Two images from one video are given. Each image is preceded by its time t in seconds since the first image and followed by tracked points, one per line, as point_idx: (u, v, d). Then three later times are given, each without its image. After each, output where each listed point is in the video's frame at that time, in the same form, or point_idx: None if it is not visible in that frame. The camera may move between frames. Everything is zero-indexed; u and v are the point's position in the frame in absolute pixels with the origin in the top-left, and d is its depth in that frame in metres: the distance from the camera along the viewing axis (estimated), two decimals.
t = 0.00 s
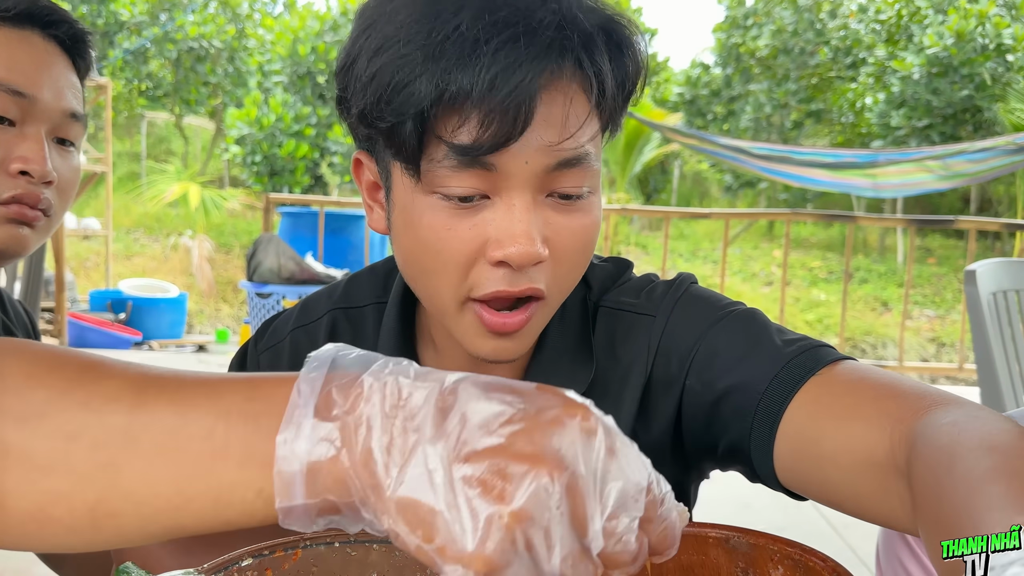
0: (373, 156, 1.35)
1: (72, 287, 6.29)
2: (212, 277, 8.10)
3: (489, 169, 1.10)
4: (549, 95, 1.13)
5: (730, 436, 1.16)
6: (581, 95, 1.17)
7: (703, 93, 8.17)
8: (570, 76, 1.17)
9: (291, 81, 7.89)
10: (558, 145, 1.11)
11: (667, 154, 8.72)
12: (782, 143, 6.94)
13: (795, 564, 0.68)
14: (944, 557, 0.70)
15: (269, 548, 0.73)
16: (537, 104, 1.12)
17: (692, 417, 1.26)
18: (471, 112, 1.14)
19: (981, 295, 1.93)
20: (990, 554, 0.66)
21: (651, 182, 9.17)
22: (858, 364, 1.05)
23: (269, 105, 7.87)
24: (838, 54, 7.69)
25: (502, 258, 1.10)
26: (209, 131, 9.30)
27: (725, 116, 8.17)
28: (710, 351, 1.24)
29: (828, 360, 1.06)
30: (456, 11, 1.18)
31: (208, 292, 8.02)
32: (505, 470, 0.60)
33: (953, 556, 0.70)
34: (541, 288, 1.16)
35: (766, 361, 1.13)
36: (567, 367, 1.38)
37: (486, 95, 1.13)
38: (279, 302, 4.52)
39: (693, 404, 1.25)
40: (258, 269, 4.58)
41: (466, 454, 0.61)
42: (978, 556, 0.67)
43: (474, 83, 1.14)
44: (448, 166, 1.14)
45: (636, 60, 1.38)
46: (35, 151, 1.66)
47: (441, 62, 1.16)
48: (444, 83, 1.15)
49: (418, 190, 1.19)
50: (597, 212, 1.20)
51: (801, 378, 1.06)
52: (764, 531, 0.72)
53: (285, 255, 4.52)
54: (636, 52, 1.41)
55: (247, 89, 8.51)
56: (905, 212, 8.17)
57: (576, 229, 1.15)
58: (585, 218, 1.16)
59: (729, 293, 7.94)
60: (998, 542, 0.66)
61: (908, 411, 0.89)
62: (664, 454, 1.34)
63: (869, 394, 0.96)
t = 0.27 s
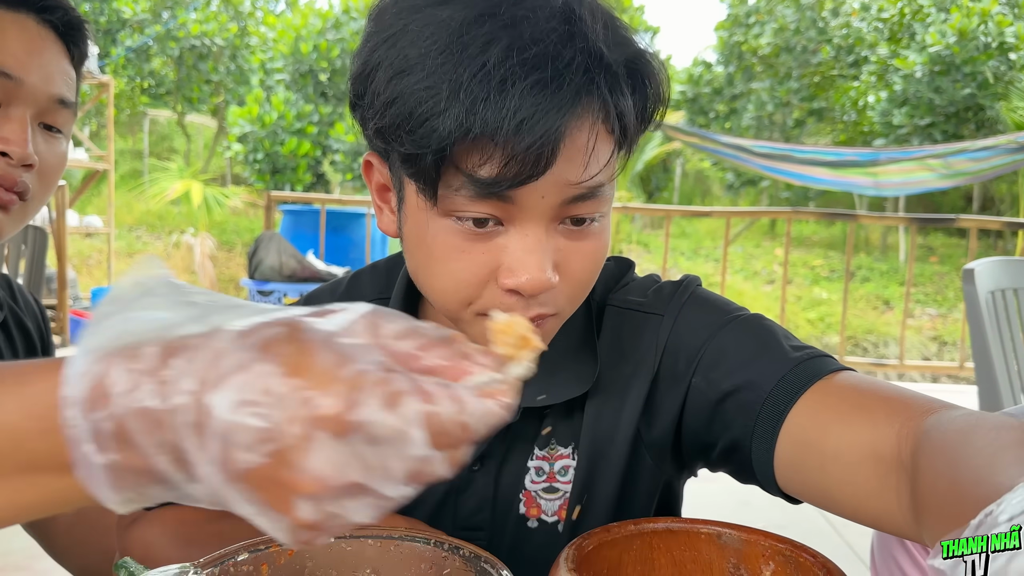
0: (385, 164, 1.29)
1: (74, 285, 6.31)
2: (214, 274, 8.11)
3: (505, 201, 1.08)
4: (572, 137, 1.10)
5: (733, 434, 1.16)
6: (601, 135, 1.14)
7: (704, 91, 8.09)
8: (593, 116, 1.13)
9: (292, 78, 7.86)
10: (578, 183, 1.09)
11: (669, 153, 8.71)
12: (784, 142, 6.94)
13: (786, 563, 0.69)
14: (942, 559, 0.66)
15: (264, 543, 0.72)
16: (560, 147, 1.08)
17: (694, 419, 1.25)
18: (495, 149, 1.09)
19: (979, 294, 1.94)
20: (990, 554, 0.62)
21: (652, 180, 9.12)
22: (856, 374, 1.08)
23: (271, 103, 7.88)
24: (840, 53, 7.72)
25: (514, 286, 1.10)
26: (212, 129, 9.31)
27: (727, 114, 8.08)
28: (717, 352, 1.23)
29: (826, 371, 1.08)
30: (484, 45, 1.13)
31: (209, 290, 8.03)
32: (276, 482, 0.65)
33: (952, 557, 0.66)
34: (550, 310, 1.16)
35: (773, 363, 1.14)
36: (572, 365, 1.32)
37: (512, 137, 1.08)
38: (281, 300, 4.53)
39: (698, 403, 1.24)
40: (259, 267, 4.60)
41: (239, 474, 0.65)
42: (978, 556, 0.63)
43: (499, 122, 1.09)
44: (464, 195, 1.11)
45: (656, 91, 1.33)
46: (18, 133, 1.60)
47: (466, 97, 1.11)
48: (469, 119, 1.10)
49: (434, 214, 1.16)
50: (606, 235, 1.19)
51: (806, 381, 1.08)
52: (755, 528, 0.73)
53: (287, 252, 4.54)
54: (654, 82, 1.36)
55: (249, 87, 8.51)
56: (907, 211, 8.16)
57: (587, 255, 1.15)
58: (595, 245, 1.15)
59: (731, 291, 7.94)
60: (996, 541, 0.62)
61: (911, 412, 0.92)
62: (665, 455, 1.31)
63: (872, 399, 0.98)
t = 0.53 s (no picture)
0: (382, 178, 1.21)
1: (77, 283, 6.33)
2: (217, 272, 8.13)
3: (491, 228, 1.01)
4: (563, 174, 1.00)
5: (732, 435, 1.17)
6: (599, 168, 1.04)
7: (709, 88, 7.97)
8: (590, 150, 1.02)
9: (295, 77, 7.85)
10: (566, 220, 1.01)
11: (672, 151, 8.70)
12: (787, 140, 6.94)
13: (781, 563, 0.69)
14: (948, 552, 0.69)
15: (263, 542, 0.71)
16: (550, 184, 0.99)
17: (695, 421, 1.24)
18: (482, 183, 1.01)
19: (978, 293, 1.94)
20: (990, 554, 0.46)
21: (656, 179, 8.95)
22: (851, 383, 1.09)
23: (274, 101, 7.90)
24: (842, 51, 7.70)
25: (496, 311, 1.04)
26: (214, 127, 9.32)
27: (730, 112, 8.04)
28: (720, 357, 1.23)
29: (821, 380, 1.09)
30: (478, 76, 1.01)
31: (213, 288, 8.06)
32: None
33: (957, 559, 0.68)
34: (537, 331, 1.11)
35: (774, 370, 1.14)
36: (572, 369, 1.28)
37: (500, 173, 0.99)
38: (283, 298, 4.51)
39: (698, 406, 1.24)
40: (261, 265, 4.61)
41: None
42: (980, 556, 0.46)
43: (487, 157, 1.00)
44: (453, 220, 1.04)
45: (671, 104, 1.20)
46: None
47: (455, 126, 1.01)
48: (456, 151, 1.01)
49: (423, 233, 1.09)
50: (599, 256, 1.12)
51: (804, 389, 1.09)
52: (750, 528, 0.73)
53: (289, 251, 4.55)
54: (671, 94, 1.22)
55: (252, 85, 8.53)
56: (910, 209, 8.16)
57: (575, 282, 1.09)
58: (585, 270, 1.09)
59: (733, 290, 7.95)
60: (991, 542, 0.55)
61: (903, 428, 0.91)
62: (665, 458, 1.29)
63: (866, 410, 0.98)
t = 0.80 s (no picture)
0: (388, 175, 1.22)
1: (81, 281, 6.35)
2: (221, 270, 8.15)
3: (500, 218, 1.02)
4: (570, 156, 1.02)
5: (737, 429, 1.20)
6: (603, 154, 1.06)
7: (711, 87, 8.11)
8: (595, 135, 1.05)
9: (298, 75, 7.84)
10: (572, 206, 1.02)
11: (675, 149, 8.70)
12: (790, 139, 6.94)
13: (783, 559, 0.70)
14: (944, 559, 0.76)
15: (271, 537, 0.70)
16: (557, 167, 1.01)
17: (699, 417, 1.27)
18: (489, 167, 1.03)
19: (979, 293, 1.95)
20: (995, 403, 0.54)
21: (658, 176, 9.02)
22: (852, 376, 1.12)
23: (277, 100, 7.90)
24: (846, 49, 7.66)
25: (503, 303, 1.05)
26: (217, 125, 9.35)
27: (733, 110, 8.10)
28: (726, 354, 1.24)
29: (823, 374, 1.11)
30: (483, 61, 1.04)
31: (215, 286, 8.07)
32: None
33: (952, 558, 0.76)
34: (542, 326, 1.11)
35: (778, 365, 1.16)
36: (578, 370, 1.29)
37: (506, 156, 1.01)
38: (287, 296, 4.51)
39: (703, 402, 1.26)
40: (265, 263, 4.62)
41: None
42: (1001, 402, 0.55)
43: (494, 141, 1.02)
44: (460, 209, 1.05)
45: (671, 102, 1.22)
46: None
47: (463, 112, 1.03)
48: (463, 136, 1.03)
49: (429, 225, 1.10)
50: (605, 252, 1.13)
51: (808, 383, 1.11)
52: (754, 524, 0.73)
53: (292, 249, 4.55)
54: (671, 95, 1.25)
55: (255, 83, 8.54)
56: (914, 208, 8.15)
57: (582, 275, 1.09)
58: (592, 263, 1.10)
59: (736, 288, 7.96)
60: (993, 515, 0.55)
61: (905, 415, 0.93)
62: (671, 456, 1.30)
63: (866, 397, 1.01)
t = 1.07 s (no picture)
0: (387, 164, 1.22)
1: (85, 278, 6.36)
2: (224, 268, 8.17)
3: (497, 198, 1.00)
4: (564, 126, 1.01)
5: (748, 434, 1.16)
6: (599, 127, 1.05)
7: (714, 85, 8.35)
8: (589, 107, 1.04)
9: (301, 73, 7.88)
10: (570, 178, 1.00)
11: (677, 147, 8.69)
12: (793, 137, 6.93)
13: (783, 559, 0.69)
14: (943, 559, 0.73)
15: (276, 536, 0.68)
16: (551, 138, 1.00)
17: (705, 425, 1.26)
18: (485, 142, 1.02)
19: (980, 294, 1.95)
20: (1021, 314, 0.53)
21: (661, 174, 9.09)
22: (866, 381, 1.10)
23: (280, 98, 7.88)
24: (849, 47, 7.63)
25: (507, 286, 1.02)
26: (221, 123, 9.37)
27: (736, 108, 8.30)
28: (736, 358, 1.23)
29: (838, 375, 1.10)
30: (476, 33, 1.05)
31: (219, 284, 8.08)
32: None
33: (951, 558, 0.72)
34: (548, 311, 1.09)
35: (791, 367, 1.14)
36: (583, 376, 1.28)
37: (500, 127, 1.01)
38: (290, 294, 4.50)
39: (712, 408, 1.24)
40: (269, 261, 4.63)
41: None
42: None
43: (487, 114, 1.01)
44: (457, 190, 1.03)
45: (665, 86, 1.23)
46: None
47: (456, 87, 1.03)
48: (457, 110, 1.03)
49: (427, 209, 1.09)
50: (608, 237, 1.10)
51: (822, 385, 1.10)
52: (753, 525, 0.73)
53: (296, 247, 4.57)
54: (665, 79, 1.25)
55: (258, 81, 8.57)
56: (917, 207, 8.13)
57: (586, 257, 1.07)
58: (595, 247, 1.07)
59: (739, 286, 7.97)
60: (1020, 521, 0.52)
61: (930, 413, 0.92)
62: (678, 462, 1.28)
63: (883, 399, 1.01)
